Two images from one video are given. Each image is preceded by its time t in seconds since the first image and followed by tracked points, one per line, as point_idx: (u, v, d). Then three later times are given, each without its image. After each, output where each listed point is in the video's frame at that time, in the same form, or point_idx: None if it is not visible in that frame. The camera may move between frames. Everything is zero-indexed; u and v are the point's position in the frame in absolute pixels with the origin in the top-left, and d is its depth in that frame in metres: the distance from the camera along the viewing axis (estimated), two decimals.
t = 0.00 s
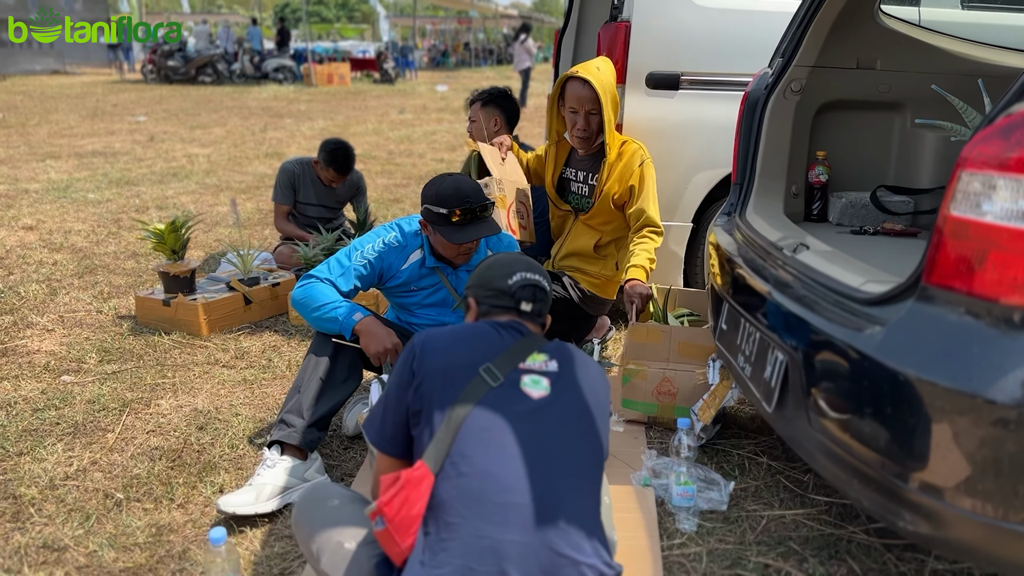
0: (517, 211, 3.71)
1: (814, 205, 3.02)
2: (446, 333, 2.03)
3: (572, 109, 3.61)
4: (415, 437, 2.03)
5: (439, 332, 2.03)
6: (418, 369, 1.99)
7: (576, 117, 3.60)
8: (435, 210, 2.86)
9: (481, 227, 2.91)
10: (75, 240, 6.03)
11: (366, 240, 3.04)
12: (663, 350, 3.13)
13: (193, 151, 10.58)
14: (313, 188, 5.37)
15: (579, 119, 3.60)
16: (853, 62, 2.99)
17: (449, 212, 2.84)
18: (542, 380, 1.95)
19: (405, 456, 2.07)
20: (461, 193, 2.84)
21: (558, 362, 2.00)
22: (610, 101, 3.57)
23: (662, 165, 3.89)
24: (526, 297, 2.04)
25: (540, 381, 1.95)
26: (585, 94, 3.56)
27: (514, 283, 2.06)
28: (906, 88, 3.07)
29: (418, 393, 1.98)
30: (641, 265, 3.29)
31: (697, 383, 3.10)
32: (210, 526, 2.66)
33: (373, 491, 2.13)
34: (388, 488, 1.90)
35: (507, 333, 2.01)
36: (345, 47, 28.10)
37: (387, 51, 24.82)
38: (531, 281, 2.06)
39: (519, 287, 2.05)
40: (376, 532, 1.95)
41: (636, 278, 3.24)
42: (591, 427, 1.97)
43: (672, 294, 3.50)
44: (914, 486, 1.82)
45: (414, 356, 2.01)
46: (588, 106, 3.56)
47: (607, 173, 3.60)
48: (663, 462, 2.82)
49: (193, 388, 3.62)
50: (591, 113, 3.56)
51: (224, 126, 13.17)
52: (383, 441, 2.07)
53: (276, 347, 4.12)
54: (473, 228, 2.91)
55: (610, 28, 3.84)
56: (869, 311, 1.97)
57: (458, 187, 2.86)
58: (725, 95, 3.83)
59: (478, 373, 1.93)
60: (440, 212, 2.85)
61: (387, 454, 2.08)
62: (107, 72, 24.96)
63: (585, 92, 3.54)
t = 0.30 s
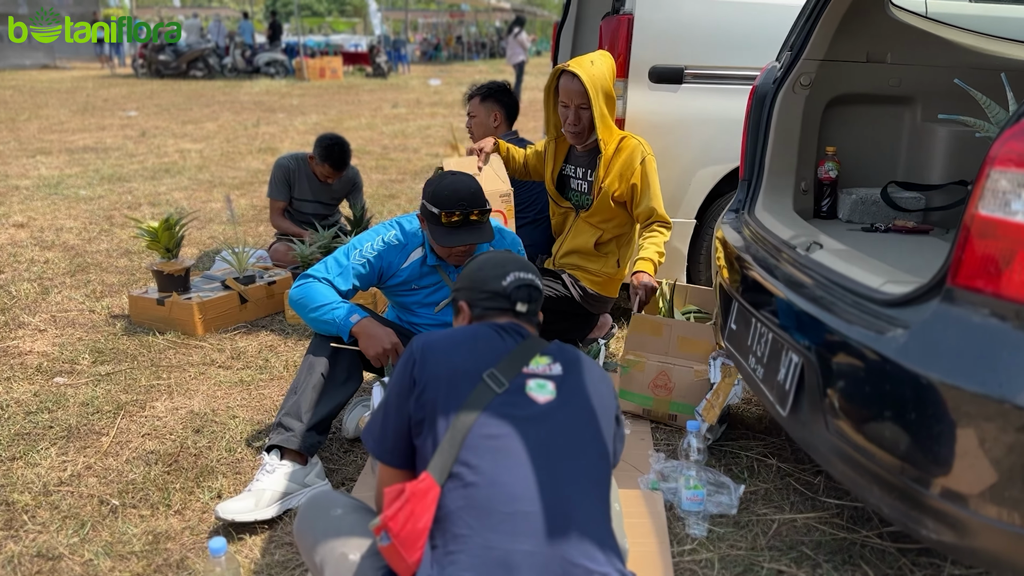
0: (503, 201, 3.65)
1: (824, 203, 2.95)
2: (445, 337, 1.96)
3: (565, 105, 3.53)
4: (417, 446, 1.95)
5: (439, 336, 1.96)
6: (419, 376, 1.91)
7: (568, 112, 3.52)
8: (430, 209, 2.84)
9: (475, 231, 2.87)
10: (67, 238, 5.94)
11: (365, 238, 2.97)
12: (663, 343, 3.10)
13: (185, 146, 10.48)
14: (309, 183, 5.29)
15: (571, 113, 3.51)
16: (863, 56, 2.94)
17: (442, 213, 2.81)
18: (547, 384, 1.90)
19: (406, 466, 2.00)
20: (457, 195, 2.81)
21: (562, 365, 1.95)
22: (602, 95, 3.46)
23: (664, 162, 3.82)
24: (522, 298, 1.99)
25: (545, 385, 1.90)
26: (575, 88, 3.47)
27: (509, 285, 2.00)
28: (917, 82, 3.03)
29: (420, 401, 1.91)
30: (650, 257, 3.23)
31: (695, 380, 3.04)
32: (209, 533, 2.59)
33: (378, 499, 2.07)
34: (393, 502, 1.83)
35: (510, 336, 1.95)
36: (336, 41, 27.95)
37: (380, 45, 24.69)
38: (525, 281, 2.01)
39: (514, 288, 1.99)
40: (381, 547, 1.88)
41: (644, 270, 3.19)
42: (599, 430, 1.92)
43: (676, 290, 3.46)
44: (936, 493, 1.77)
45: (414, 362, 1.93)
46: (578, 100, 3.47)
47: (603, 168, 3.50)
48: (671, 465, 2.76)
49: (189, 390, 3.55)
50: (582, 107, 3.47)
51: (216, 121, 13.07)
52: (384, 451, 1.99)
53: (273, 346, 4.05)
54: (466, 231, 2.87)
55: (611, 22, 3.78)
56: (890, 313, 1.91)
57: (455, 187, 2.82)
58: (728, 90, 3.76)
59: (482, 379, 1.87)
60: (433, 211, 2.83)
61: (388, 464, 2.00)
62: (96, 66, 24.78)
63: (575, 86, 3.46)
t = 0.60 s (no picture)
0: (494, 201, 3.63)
1: (830, 198, 2.92)
2: (442, 337, 1.89)
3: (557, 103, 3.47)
4: (416, 449, 1.90)
5: (435, 336, 1.89)
6: (417, 378, 1.85)
7: (560, 110, 3.47)
8: (425, 206, 2.84)
9: (468, 234, 2.85)
10: (60, 235, 5.87)
11: (365, 235, 2.92)
12: (648, 331, 3.11)
13: (179, 142, 10.40)
14: (305, 179, 5.23)
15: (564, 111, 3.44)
16: (870, 49, 2.90)
17: (435, 211, 2.81)
18: (548, 384, 1.85)
19: (405, 468, 1.95)
20: (452, 194, 2.81)
21: (562, 364, 1.89)
22: (594, 91, 3.39)
23: (665, 157, 3.80)
24: (516, 294, 1.93)
25: (546, 385, 1.85)
26: (566, 86, 3.40)
27: (501, 281, 1.94)
28: (924, 77, 2.99)
29: (418, 404, 1.85)
30: (657, 246, 3.28)
31: (677, 370, 3.07)
32: (207, 536, 2.54)
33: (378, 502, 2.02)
34: (393, 511, 1.78)
35: (508, 335, 1.89)
36: (330, 37, 27.84)
37: (374, 41, 24.59)
38: (517, 277, 1.95)
39: (506, 284, 1.93)
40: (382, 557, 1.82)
41: (648, 260, 3.24)
42: (601, 431, 1.87)
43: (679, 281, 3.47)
44: (952, 494, 1.73)
45: (410, 364, 1.87)
46: (570, 98, 3.41)
47: (603, 163, 3.44)
48: (677, 466, 2.71)
49: (185, 390, 3.50)
50: (574, 104, 3.42)
51: (210, 116, 12.99)
52: (382, 455, 1.94)
53: (270, 345, 4.00)
54: (458, 232, 2.86)
55: (612, 15, 3.75)
56: (905, 311, 1.88)
57: (451, 186, 2.83)
58: (732, 84, 3.70)
59: (481, 382, 1.81)
60: (427, 208, 2.83)
61: (387, 469, 1.95)
62: (88, 62, 24.63)
63: (565, 84, 3.39)
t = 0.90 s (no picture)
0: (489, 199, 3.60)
1: (834, 193, 2.88)
2: (436, 340, 1.83)
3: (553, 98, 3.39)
4: (414, 456, 1.85)
5: (430, 340, 1.83)
6: (412, 385, 1.79)
7: (556, 106, 3.39)
8: (421, 202, 2.80)
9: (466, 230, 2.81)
10: (49, 232, 5.80)
11: (361, 233, 2.87)
12: (629, 317, 3.17)
13: (170, 137, 10.31)
14: (298, 175, 5.17)
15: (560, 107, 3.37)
16: (874, 42, 2.86)
17: (431, 207, 2.76)
18: (547, 386, 1.81)
19: (402, 474, 1.90)
20: (449, 191, 2.76)
21: (560, 364, 1.85)
22: (590, 86, 3.33)
23: (665, 152, 3.75)
24: (507, 293, 1.88)
25: (546, 387, 1.80)
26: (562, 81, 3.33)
27: (491, 281, 1.89)
28: (929, 70, 2.95)
29: (416, 412, 1.79)
30: (650, 235, 3.31)
31: (658, 355, 3.12)
32: (203, 540, 2.49)
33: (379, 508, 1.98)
34: (392, 522, 1.74)
35: (504, 337, 1.84)
36: (320, 31, 27.70)
37: (365, 35, 24.48)
38: (507, 276, 1.90)
39: (496, 284, 1.88)
40: (382, 567, 1.79)
41: (638, 247, 3.26)
42: (603, 431, 1.83)
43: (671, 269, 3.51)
44: (966, 495, 1.69)
45: (405, 370, 1.81)
46: (566, 94, 3.34)
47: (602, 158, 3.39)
48: (682, 466, 2.67)
49: (179, 390, 3.44)
50: (570, 100, 3.35)
51: (200, 112, 12.89)
52: (378, 462, 1.88)
53: (265, 344, 3.95)
54: (454, 229, 2.82)
55: (609, 7, 3.66)
56: (919, 309, 1.84)
57: (448, 183, 2.77)
58: (731, 78, 3.67)
59: (480, 387, 1.76)
60: (424, 204, 2.79)
61: (384, 476, 1.90)
62: (76, 57, 24.45)
63: (560, 78, 3.32)
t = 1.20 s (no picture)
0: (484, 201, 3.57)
1: (837, 189, 2.85)
2: (432, 342, 1.80)
3: (555, 97, 3.34)
4: (413, 460, 1.82)
5: (426, 342, 1.80)
6: (410, 388, 1.76)
7: (560, 104, 3.34)
8: (418, 199, 2.76)
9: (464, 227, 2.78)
10: (41, 230, 5.75)
11: (359, 231, 2.82)
12: (620, 310, 3.15)
13: (162, 134, 10.25)
14: (293, 172, 5.12)
15: (564, 106, 3.32)
16: (877, 37, 2.84)
17: (428, 204, 2.73)
18: (547, 385, 1.78)
19: (402, 478, 1.87)
20: (447, 187, 2.71)
21: (559, 363, 1.83)
22: (595, 82, 3.29)
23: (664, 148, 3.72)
24: (501, 292, 1.85)
25: (546, 387, 1.78)
26: (565, 79, 3.28)
27: (484, 280, 1.86)
28: (932, 65, 2.93)
29: (414, 415, 1.76)
30: (641, 229, 3.33)
31: (650, 344, 3.13)
32: (202, 543, 2.46)
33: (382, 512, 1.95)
34: (393, 529, 1.72)
35: (502, 336, 1.82)
36: (311, 27, 27.59)
37: (357, 31, 24.39)
38: (499, 275, 1.87)
39: (489, 283, 1.85)
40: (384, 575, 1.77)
41: (630, 243, 3.29)
42: (604, 430, 1.81)
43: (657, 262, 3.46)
44: (978, 494, 1.67)
45: (402, 373, 1.78)
46: (570, 91, 3.29)
47: (604, 155, 3.36)
48: (686, 465, 2.64)
49: (175, 390, 3.40)
50: (574, 98, 3.30)
51: (192, 108, 12.81)
52: (378, 468, 1.85)
53: (262, 343, 3.91)
54: (453, 227, 2.78)
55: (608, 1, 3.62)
56: (930, 307, 1.82)
57: (446, 179, 2.73)
58: (731, 73, 3.65)
59: (479, 388, 1.73)
60: (421, 201, 2.75)
61: (384, 481, 1.87)
62: (66, 53, 24.31)
63: (564, 76, 3.27)
